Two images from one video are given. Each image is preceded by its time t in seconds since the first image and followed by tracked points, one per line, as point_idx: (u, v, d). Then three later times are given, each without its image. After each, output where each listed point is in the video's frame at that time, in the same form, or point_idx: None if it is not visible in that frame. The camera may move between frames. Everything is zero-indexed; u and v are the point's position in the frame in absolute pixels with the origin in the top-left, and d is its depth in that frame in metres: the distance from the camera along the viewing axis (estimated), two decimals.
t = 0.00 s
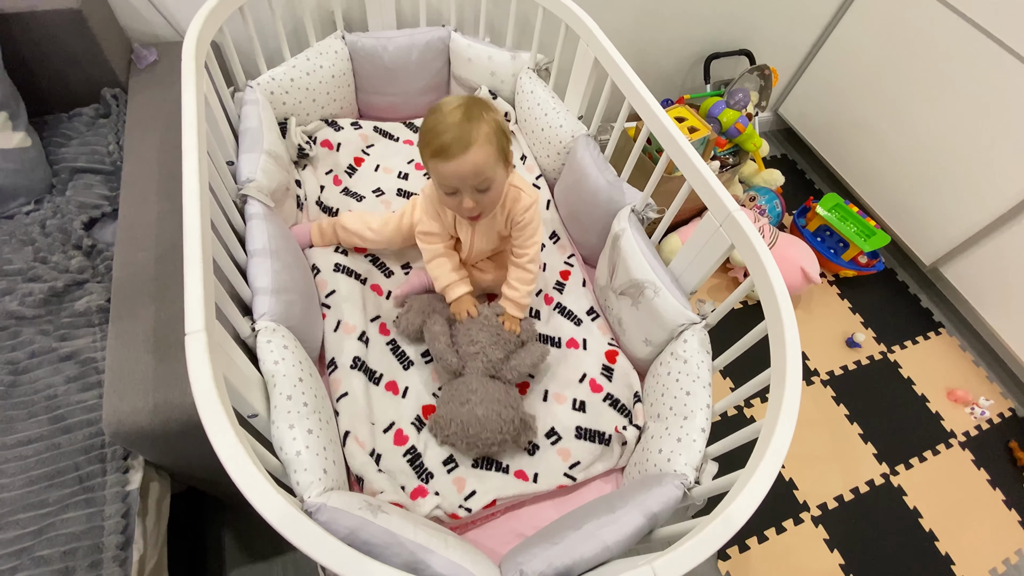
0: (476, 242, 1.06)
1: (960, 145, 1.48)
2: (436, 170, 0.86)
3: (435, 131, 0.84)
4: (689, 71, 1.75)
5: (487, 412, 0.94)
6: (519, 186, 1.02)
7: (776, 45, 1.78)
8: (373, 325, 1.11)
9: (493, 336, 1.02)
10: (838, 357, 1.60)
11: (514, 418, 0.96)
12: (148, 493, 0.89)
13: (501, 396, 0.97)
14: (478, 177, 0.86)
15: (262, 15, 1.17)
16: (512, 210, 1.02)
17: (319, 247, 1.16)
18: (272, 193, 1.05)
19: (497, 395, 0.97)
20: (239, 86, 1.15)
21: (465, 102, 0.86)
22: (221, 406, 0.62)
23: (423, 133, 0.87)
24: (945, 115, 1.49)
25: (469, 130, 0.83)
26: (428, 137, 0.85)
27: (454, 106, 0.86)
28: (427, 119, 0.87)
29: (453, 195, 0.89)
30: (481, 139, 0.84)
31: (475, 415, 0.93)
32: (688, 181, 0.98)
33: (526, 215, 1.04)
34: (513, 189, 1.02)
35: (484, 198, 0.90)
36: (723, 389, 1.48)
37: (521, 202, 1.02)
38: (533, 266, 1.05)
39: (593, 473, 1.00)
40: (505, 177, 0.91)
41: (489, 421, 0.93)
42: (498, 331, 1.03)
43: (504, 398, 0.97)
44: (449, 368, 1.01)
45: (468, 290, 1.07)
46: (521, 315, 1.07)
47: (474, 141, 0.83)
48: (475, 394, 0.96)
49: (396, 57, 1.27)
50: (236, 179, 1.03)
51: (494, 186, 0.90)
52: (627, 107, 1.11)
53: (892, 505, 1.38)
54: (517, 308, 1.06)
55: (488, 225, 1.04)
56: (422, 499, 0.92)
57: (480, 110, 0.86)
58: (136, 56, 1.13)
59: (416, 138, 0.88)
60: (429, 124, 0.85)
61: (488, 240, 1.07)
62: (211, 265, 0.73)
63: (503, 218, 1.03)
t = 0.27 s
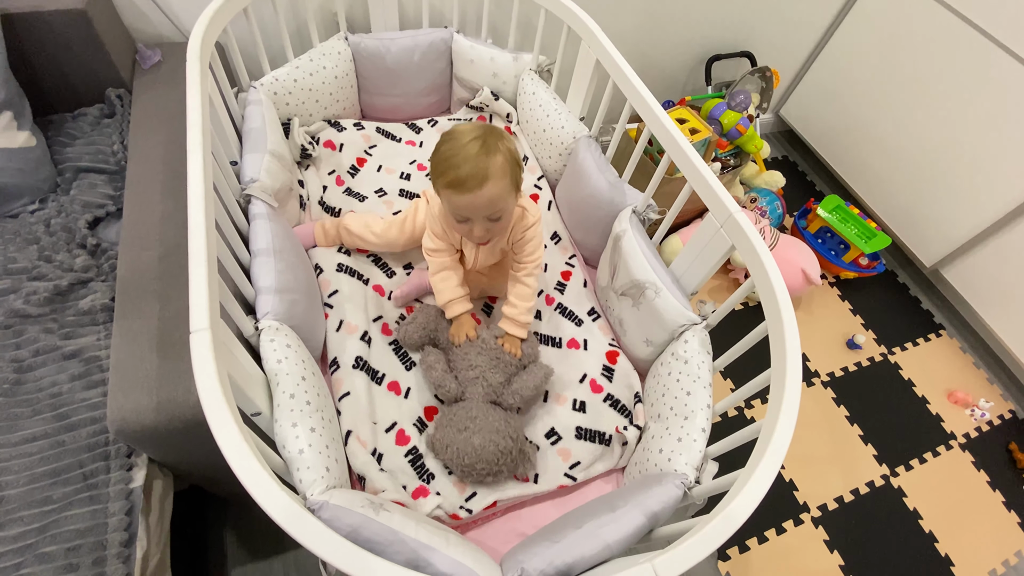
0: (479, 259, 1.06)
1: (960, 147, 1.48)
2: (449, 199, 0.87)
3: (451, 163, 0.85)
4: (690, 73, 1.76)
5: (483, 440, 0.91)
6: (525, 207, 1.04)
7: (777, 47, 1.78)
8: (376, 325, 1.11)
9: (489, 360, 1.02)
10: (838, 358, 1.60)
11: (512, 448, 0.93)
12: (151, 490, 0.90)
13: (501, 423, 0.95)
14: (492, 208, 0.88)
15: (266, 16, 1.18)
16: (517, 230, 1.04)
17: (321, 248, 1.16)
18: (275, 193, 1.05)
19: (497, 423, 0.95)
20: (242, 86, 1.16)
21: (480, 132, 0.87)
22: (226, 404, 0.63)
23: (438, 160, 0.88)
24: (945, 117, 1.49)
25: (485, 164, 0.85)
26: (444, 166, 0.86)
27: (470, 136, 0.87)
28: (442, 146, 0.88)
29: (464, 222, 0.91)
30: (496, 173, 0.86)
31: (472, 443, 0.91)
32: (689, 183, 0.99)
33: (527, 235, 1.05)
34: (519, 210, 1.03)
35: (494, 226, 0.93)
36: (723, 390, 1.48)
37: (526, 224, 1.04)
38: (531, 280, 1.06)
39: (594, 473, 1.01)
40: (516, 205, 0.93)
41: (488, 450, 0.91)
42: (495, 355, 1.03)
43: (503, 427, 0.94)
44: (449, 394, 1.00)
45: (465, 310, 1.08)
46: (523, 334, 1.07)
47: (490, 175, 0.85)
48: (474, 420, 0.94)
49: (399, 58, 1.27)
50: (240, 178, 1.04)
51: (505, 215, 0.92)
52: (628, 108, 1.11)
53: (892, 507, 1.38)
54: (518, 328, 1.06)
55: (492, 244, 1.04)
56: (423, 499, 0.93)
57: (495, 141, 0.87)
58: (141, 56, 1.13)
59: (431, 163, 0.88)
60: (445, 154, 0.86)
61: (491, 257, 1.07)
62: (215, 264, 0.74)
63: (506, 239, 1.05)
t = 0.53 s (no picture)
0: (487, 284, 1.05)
1: (961, 147, 1.48)
2: (461, 252, 0.88)
3: (465, 225, 0.85)
4: (691, 73, 1.76)
5: (501, 473, 0.89)
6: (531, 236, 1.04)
7: (778, 48, 1.78)
8: (377, 325, 1.11)
9: (517, 389, 0.99)
10: (839, 359, 1.60)
11: (524, 486, 0.91)
12: (153, 488, 0.90)
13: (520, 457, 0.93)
14: (504, 259, 0.90)
15: (268, 16, 1.18)
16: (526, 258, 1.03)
17: (323, 248, 1.17)
18: (277, 192, 1.06)
19: (517, 458, 0.92)
20: (244, 86, 1.16)
21: (491, 187, 0.87)
22: (228, 401, 0.63)
23: (448, 215, 0.87)
24: (946, 118, 1.50)
25: (498, 223, 0.86)
26: (456, 223, 0.86)
27: (481, 190, 0.87)
28: (451, 200, 0.87)
29: (473, 271, 0.94)
30: (507, 230, 0.87)
31: (490, 473, 0.89)
32: (690, 183, 0.99)
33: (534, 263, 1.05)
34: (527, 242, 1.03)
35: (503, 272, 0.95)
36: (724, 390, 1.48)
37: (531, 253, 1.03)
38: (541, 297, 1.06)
39: (593, 473, 1.01)
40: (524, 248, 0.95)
41: (504, 483, 0.89)
42: (522, 384, 1.00)
43: (522, 462, 0.92)
44: (471, 415, 0.97)
45: (476, 337, 1.05)
46: (543, 356, 1.06)
47: (503, 233, 0.87)
48: (498, 449, 0.92)
49: (401, 59, 1.28)
50: (242, 178, 1.04)
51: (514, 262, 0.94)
52: (629, 109, 1.12)
53: (892, 507, 1.38)
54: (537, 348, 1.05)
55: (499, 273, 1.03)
56: (424, 499, 0.93)
57: (504, 193, 0.88)
58: (143, 56, 1.14)
59: (439, 215, 0.88)
60: (457, 211, 0.86)
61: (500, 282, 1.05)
62: (217, 263, 0.74)
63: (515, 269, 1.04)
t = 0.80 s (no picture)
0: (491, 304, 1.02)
1: (961, 146, 1.48)
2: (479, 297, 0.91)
3: (485, 280, 0.87)
4: (691, 73, 1.76)
5: (524, 490, 0.88)
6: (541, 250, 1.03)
7: (779, 47, 1.78)
8: (378, 325, 1.11)
9: (528, 401, 0.97)
10: (840, 358, 1.60)
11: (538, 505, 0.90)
12: (154, 487, 0.90)
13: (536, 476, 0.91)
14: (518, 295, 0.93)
15: (268, 16, 1.19)
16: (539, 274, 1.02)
17: (324, 248, 1.17)
18: (278, 192, 1.06)
19: (537, 473, 0.91)
20: (245, 86, 1.16)
21: (500, 234, 0.87)
22: (229, 399, 0.63)
23: (463, 268, 0.87)
24: (946, 116, 1.50)
25: (514, 274, 0.88)
26: (473, 278, 0.87)
27: (495, 243, 0.87)
28: (466, 254, 0.87)
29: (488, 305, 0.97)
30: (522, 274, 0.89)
31: (513, 489, 0.87)
32: (691, 182, 0.99)
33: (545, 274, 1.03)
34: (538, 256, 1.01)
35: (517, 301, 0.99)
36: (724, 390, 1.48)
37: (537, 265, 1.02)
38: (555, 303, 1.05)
39: (593, 472, 1.02)
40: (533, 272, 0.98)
41: (527, 501, 0.88)
42: (531, 395, 0.98)
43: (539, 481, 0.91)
44: (484, 436, 0.94)
45: (468, 369, 1.01)
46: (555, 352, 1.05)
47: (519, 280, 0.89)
48: (520, 464, 0.90)
49: (401, 59, 1.29)
50: (243, 177, 1.05)
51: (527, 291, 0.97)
52: (629, 108, 1.12)
53: (893, 506, 1.38)
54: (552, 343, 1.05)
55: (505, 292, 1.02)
56: (426, 498, 0.93)
57: (514, 236, 0.88)
58: (144, 56, 1.14)
59: (454, 267, 0.88)
60: (474, 267, 0.86)
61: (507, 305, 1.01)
62: (219, 261, 0.74)
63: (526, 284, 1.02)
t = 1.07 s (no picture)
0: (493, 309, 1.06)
1: (963, 143, 1.48)
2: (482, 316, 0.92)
3: (490, 304, 0.88)
4: (692, 70, 1.76)
5: (506, 489, 0.87)
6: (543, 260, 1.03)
7: (780, 44, 1.78)
8: (378, 324, 1.12)
9: (508, 403, 0.97)
10: (841, 356, 1.60)
11: (529, 504, 0.89)
12: (157, 485, 0.91)
13: (523, 476, 0.90)
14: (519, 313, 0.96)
15: (269, 15, 1.19)
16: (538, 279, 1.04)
17: (324, 247, 1.17)
18: (279, 191, 1.06)
19: (523, 473, 0.90)
20: (246, 86, 1.17)
21: (507, 259, 0.87)
22: (230, 397, 0.63)
23: (469, 288, 0.88)
24: (948, 112, 1.49)
25: (518, 301, 0.89)
26: (478, 301, 0.88)
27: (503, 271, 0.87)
28: (472, 276, 0.87)
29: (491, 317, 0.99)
30: (526, 297, 0.90)
31: (494, 491, 0.87)
32: (690, 180, 0.99)
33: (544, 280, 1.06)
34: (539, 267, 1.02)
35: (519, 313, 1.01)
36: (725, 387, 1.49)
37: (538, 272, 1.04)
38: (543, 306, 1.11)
39: (594, 470, 1.02)
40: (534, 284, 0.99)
41: (511, 502, 0.87)
42: (512, 397, 0.98)
43: (525, 480, 0.90)
44: (471, 444, 0.95)
45: (461, 373, 1.03)
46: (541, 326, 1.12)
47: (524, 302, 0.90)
48: (502, 466, 0.90)
49: (402, 58, 1.29)
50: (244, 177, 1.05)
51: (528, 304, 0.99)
52: (629, 107, 1.12)
53: (895, 504, 1.38)
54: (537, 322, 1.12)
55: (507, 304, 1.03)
56: (426, 497, 0.91)
57: (520, 262, 0.88)
58: (146, 56, 1.14)
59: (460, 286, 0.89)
60: (480, 290, 0.87)
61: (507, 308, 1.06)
62: (219, 259, 0.74)
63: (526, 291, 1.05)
